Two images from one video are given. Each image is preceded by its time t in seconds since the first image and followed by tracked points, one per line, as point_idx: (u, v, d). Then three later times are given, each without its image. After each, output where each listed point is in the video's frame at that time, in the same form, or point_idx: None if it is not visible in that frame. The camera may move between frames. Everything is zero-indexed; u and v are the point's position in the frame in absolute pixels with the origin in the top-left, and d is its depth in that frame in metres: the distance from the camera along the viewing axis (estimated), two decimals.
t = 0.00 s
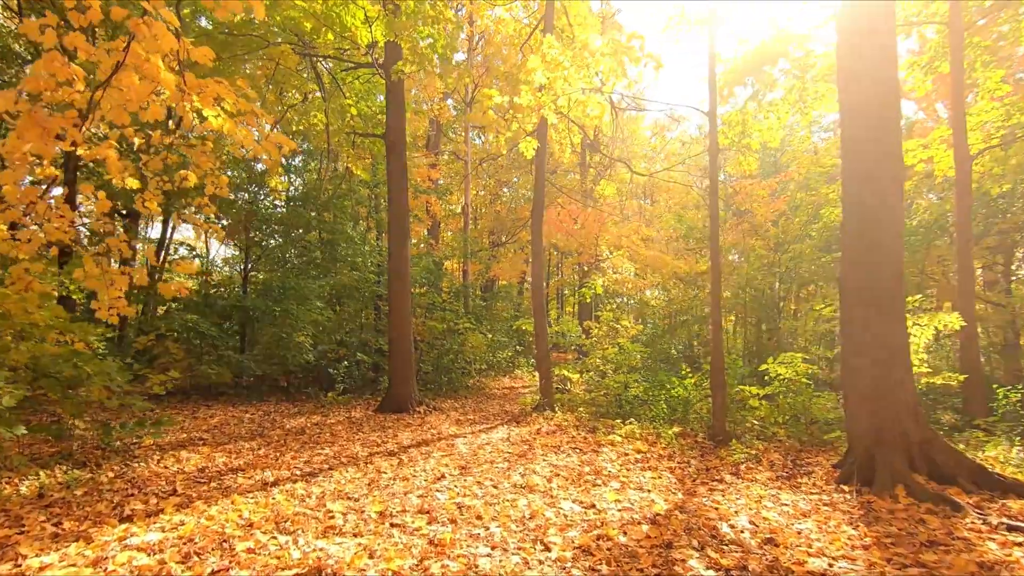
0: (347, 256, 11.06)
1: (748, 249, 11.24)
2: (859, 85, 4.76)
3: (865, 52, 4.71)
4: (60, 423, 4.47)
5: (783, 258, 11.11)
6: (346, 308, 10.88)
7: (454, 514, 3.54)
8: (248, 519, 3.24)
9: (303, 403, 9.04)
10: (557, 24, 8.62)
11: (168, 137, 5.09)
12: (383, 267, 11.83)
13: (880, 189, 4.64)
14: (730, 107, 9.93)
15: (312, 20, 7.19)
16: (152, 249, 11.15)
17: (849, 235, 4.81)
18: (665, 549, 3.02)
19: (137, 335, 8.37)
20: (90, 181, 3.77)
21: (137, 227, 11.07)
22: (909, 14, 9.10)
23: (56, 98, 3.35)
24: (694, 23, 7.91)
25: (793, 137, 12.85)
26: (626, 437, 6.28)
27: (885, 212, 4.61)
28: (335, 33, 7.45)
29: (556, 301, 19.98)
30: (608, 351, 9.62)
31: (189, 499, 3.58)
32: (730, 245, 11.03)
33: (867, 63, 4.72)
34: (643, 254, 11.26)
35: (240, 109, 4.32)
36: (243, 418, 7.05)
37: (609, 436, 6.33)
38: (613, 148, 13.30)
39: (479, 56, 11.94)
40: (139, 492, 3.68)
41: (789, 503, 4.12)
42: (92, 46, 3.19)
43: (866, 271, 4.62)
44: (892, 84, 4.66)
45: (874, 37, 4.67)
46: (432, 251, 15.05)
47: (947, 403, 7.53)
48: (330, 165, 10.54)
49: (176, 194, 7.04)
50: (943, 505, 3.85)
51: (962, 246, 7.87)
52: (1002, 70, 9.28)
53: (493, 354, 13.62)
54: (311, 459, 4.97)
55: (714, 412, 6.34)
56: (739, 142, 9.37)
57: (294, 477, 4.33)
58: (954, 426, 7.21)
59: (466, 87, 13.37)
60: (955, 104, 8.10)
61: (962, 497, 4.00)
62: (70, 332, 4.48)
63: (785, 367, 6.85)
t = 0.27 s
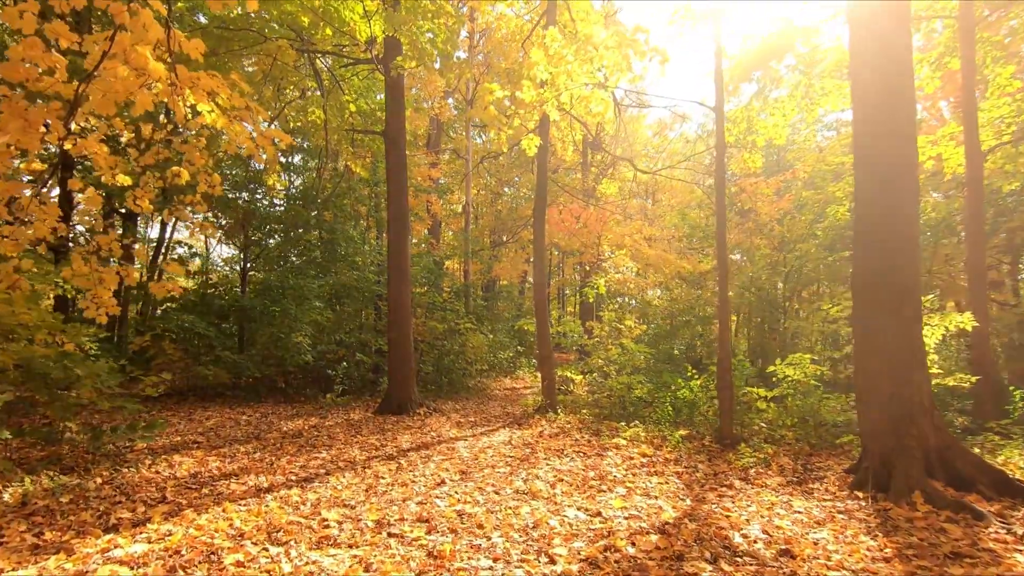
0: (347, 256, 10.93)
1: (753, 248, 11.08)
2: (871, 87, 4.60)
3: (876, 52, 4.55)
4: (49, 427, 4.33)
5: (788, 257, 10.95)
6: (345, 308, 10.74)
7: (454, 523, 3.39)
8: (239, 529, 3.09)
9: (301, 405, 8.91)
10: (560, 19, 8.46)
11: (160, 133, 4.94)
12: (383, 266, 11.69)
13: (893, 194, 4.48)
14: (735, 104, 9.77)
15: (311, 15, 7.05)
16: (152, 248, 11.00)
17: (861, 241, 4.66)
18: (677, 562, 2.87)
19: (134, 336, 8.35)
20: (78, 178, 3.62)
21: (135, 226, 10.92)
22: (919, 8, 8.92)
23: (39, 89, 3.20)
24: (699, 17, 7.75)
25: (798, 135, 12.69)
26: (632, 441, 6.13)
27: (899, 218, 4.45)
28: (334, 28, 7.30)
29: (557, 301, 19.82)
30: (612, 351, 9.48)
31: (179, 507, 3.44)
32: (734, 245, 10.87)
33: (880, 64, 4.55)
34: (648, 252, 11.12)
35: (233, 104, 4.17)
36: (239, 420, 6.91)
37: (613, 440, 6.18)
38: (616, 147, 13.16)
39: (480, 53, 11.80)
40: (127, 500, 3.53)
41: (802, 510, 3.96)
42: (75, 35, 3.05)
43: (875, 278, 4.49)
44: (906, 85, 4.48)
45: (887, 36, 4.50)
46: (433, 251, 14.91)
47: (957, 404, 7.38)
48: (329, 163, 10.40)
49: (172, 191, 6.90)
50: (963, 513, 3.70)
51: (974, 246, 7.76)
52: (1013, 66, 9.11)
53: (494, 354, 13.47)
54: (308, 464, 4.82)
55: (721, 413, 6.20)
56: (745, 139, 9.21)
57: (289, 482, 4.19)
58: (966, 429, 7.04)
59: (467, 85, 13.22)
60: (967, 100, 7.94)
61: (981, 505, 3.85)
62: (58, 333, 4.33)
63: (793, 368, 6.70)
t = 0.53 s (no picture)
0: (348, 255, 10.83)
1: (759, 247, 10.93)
2: (874, 88, 4.55)
3: (875, 53, 4.50)
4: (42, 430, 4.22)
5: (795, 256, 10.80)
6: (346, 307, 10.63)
7: (457, 531, 3.27)
8: (234, 536, 2.98)
9: (302, 406, 8.81)
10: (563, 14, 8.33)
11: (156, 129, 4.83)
12: (384, 266, 11.58)
13: (900, 195, 4.37)
14: (741, 101, 9.63)
15: (311, 10, 6.94)
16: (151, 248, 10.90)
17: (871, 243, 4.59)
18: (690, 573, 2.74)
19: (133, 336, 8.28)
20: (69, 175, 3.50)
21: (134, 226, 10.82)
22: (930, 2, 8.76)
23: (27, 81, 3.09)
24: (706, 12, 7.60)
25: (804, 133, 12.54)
26: (638, 443, 6.00)
27: (906, 219, 4.33)
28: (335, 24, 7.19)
29: (560, 301, 19.68)
30: (616, 352, 9.34)
31: (172, 513, 3.32)
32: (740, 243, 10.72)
33: (880, 63, 4.47)
34: (650, 252, 10.57)
35: (230, 99, 4.05)
36: (238, 421, 6.81)
37: (619, 442, 6.05)
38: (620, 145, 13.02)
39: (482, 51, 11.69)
40: (119, 505, 3.42)
41: (817, 517, 3.82)
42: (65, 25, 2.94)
43: (880, 280, 4.41)
44: (909, 82, 4.34)
45: (884, 35, 4.42)
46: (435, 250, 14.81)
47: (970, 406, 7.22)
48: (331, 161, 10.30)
49: (170, 189, 6.81)
50: (985, 520, 3.57)
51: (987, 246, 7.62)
52: None
53: (496, 354, 13.33)
54: (306, 467, 4.70)
55: (729, 415, 6.06)
56: (751, 136, 9.07)
57: (287, 487, 4.07)
58: (979, 432, 6.88)
59: (469, 83, 13.09)
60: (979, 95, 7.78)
61: (1003, 511, 3.72)
62: (51, 334, 4.23)
63: (802, 369, 6.57)
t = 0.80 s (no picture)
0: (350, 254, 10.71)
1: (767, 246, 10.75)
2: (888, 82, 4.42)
3: (887, 46, 4.36)
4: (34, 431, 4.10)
5: (804, 255, 10.61)
6: (348, 307, 10.52)
7: (462, 539, 3.13)
8: (229, 545, 2.85)
9: (303, 407, 8.68)
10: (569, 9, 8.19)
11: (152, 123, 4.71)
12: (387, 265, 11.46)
13: (919, 189, 4.19)
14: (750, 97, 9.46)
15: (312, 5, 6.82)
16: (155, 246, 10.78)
17: (889, 244, 4.47)
18: None
19: (133, 336, 8.19)
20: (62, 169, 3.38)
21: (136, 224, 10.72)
22: None
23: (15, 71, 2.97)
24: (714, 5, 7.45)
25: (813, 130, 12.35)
26: (647, 446, 5.84)
27: (927, 214, 4.15)
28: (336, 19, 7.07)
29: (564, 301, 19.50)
30: (622, 353, 9.17)
31: (166, 519, 3.20)
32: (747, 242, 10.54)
33: (893, 57, 4.33)
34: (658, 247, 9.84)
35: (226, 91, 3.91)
36: (238, 423, 6.68)
37: (627, 445, 5.89)
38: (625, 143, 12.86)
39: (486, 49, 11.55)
40: (112, 511, 3.30)
41: (836, 523, 3.66)
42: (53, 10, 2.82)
43: (897, 279, 4.27)
44: (928, 71, 4.16)
45: (896, 28, 4.28)
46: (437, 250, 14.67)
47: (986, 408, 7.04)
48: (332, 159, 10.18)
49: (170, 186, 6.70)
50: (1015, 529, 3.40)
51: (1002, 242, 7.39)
52: None
53: (500, 355, 13.17)
54: (306, 470, 4.57)
55: (740, 417, 5.90)
56: (760, 132, 8.89)
57: (285, 491, 3.94)
58: (997, 434, 6.70)
59: (472, 81, 12.96)
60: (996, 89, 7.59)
61: None
62: (43, 333, 4.11)
63: (815, 370, 6.40)
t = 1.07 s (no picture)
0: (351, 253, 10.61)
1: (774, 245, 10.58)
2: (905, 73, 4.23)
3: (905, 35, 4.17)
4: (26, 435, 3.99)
5: (811, 254, 10.44)
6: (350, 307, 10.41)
7: (464, 549, 3.00)
8: (222, 557, 2.73)
9: (303, 408, 8.57)
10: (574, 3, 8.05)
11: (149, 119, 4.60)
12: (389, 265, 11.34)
13: (938, 185, 4.02)
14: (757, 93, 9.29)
15: None
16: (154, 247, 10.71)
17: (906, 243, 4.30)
18: None
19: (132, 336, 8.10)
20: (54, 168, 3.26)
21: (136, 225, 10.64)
22: None
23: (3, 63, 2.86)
24: None
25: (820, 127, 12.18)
26: (655, 450, 5.68)
27: (946, 211, 3.97)
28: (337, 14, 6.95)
29: (567, 301, 19.33)
30: (627, 353, 9.01)
31: (158, 528, 3.09)
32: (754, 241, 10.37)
33: (911, 46, 4.15)
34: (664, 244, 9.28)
35: (223, 86, 3.78)
36: (238, 425, 6.57)
37: (635, 448, 5.74)
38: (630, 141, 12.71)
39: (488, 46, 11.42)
40: (102, 519, 3.18)
41: (856, 533, 3.51)
42: None
43: (914, 279, 4.10)
44: (948, 61, 3.98)
45: (914, 16, 4.09)
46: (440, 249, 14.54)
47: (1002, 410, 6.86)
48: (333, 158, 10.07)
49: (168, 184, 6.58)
50: None
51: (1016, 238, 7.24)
52: None
53: (503, 355, 13.03)
54: (305, 475, 4.44)
55: (750, 420, 5.74)
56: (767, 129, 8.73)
57: (283, 498, 3.80)
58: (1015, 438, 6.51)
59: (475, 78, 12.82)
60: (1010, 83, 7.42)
61: None
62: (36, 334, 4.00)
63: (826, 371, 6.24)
